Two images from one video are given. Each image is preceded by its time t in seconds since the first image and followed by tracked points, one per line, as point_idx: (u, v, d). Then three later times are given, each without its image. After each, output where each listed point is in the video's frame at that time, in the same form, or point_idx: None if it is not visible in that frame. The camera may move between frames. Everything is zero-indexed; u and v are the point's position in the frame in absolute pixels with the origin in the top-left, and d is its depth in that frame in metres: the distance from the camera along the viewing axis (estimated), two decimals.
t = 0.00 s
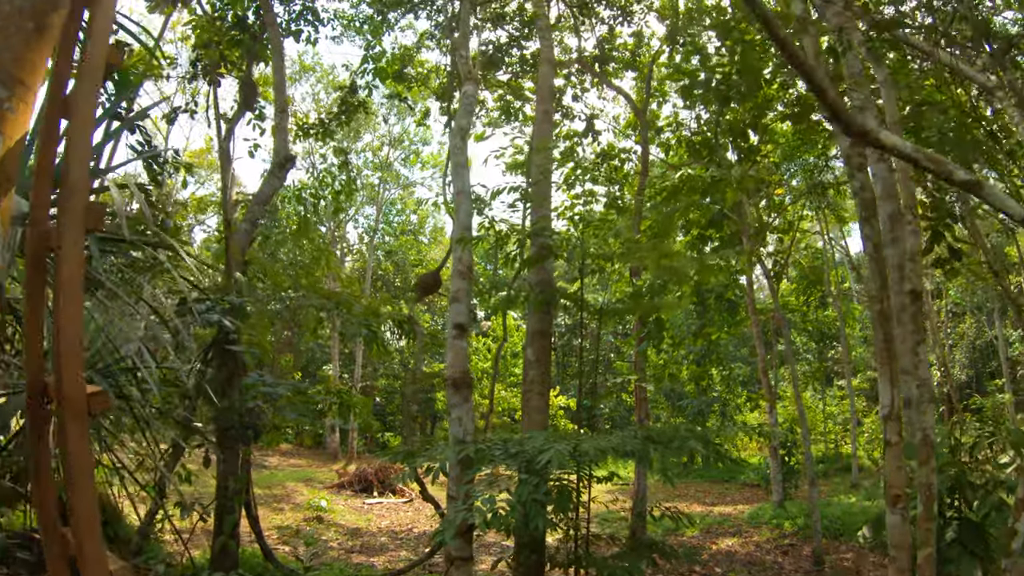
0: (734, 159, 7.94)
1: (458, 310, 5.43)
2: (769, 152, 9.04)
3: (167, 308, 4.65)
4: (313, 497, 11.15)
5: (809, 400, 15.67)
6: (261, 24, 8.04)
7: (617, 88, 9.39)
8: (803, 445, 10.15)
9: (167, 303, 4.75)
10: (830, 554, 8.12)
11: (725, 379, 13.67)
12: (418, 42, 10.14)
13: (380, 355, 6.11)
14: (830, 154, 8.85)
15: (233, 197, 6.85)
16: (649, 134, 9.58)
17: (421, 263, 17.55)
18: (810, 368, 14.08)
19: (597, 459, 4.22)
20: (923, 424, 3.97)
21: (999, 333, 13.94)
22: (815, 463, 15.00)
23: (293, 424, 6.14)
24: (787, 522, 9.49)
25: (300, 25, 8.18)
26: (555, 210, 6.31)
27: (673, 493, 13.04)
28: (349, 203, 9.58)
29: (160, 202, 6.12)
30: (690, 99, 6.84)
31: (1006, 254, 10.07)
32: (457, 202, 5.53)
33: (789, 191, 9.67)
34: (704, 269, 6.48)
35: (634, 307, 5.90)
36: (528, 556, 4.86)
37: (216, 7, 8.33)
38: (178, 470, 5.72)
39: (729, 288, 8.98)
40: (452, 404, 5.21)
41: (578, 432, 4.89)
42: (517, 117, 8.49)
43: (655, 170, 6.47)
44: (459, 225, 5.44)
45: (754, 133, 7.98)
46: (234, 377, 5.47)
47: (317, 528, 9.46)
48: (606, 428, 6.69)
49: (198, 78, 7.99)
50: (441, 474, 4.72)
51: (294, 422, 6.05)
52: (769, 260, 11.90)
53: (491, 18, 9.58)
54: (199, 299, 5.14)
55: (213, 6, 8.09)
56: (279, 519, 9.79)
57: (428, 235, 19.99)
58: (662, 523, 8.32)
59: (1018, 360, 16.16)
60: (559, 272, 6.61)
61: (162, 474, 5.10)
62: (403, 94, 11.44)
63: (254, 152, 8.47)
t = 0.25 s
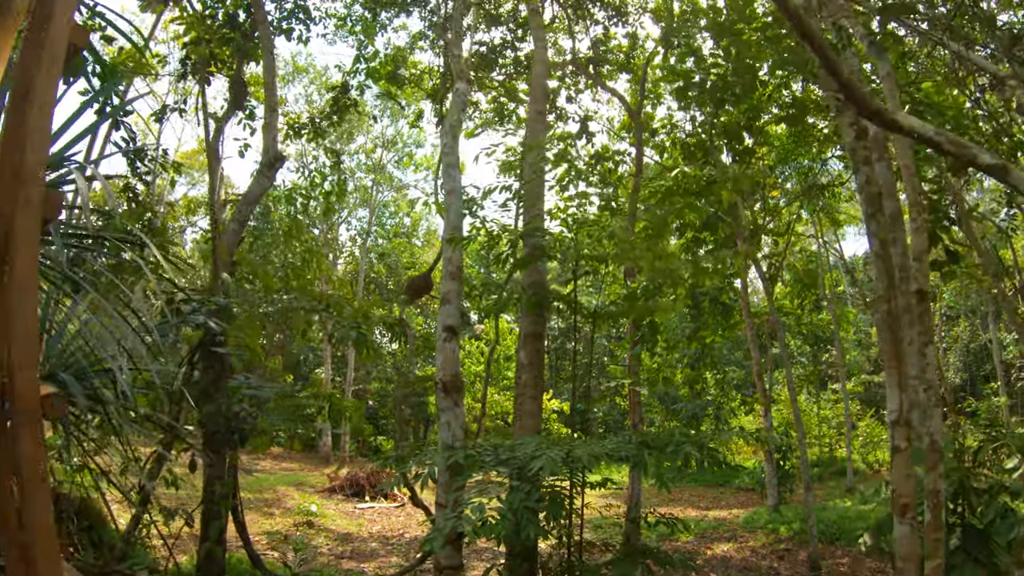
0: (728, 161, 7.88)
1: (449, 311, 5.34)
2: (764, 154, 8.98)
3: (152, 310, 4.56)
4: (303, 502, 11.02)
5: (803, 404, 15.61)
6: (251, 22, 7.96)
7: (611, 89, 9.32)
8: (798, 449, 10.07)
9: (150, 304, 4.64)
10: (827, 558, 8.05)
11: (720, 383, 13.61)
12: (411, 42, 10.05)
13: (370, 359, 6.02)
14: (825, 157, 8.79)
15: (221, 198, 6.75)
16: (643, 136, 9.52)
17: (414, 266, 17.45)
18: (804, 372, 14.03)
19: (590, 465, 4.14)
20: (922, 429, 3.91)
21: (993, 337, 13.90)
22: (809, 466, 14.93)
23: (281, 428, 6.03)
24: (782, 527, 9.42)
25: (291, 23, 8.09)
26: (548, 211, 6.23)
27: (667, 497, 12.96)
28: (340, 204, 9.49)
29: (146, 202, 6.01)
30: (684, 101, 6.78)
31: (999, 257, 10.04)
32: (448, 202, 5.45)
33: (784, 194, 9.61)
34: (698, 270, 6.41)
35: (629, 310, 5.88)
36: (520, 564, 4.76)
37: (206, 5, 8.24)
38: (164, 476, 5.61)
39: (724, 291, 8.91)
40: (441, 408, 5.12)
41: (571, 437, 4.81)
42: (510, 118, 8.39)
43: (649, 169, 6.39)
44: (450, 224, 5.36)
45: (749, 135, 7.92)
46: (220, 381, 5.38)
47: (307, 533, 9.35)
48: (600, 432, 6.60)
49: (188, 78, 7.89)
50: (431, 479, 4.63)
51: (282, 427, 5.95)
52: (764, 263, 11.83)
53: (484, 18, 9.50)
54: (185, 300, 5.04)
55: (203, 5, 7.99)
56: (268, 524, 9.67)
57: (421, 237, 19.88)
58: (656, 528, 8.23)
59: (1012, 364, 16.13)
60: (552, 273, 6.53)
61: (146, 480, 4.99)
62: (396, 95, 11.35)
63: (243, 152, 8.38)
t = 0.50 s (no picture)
0: (725, 162, 7.83)
1: (443, 313, 5.29)
2: (761, 155, 8.92)
3: (142, 312, 4.49)
4: (300, 505, 10.95)
5: (802, 405, 15.55)
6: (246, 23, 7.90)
7: (608, 90, 9.27)
8: (797, 451, 10.02)
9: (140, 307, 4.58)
10: (827, 561, 7.99)
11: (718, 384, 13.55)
12: (408, 44, 9.99)
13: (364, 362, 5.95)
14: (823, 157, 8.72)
15: (215, 199, 6.69)
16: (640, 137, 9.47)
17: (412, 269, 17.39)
18: (803, 373, 13.98)
19: (587, 469, 4.09)
20: (928, 431, 3.85)
21: (992, 338, 13.72)
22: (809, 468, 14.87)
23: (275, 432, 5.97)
24: (782, 529, 9.36)
25: (286, 24, 8.03)
26: (545, 212, 6.18)
27: (666, 500, 12.90)
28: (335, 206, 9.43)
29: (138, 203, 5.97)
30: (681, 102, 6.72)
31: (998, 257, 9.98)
32: (442, 201, 5.40)
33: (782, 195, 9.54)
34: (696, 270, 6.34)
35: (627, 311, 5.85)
36: (515, 570, 4.70)
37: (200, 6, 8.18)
38: (156, 481, 5.55)
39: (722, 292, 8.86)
40: (435, 411, 5.06)
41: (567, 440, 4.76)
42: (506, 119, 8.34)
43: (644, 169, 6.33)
44: (444, 225, 5.31)
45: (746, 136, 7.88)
46: (213, 384, 5.31)
47: (303, 537, 9.28)
48: (598, 434, 6.54)
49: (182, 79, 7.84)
50: (425, 484, 4.56)
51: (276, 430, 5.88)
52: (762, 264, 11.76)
53: (481, 19, 9.45)
54: (176, 303, 4.98)
55: (197, 6, 7.94)
56: (264, 528, 9.60)
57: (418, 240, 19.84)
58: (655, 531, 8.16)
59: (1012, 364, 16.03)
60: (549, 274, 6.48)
61: (137, 486, 4.93)
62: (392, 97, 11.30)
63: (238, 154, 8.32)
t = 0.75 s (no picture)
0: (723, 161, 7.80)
1: (438, 313, 5.26)
2: (760, 155, 8.88)
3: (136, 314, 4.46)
4: (298, 508, 10.91)
5: (802, 406, 15.52)
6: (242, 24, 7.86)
7: (607, 91, 9.24)
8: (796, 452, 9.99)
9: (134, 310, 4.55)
10: (827, 562, 7.95)
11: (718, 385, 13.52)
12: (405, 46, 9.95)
13: (361, 364, 5.91)
14: (823, 157, 8.68)
15: (211, 201, 6.66)
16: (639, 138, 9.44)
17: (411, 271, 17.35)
18: (803, 374, 13.93)
19: (584, 471, 4.06)
20: (929, 430, 3.81)
21: (992, 338, 13.63)
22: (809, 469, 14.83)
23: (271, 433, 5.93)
24: (781, 530, 9.32)
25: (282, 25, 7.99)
26: (543, 213, 6.15)
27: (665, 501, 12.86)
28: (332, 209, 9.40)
29: (133, 205, 5.93)
30: (678, 102, 6.69)
31: (998, 257, 9.93)
32: (438, 201, 5.37)
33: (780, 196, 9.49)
34: (695, 270, 6.30)
35: (625, 312, 5.81)
36: (511, 572, 4.66)
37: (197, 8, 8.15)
38: (151, 483, 5.52)
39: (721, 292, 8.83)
40: (431, 412, 5.02)
41: (565, 441, 4.72)
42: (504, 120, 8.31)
43: (640, 169, 6.25)
44: (440, 224, 5.28)
45: (745, 136, 7.85)
46: (209, 387, 5.27)
47: (301, 540, 9.24)
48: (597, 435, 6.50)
49: (178, 81, 7.81)
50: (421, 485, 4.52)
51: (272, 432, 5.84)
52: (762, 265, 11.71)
53: (478, 21, 9.41)
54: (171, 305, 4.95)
55: (193, 7, 7.90)
56: (262, 531, 9.56)
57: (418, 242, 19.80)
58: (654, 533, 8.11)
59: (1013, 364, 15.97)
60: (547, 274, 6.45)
61: (131, 489, 4.89)
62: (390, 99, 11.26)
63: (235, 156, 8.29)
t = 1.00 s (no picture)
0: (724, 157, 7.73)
1: (435, 308, 5.22)
2: (760, 152, 8.84)
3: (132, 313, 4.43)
4: (297, 507, 10.87)
5: (803, 404, 15.48)
6: (240, 22, 7.82)
7: (607, 88, 9.19)
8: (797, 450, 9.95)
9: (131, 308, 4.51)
10: (829, 561, 7.91)
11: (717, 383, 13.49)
12: (404, 44, 9.90)
13: (359, 362, 5.87)
14: (823, 153, 8.62)
15: (207, 198, 6.62)
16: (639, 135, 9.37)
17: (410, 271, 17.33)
18: (803, 373, 13.89)
19: (582, 469, 4.02)
20: (933, 426, 3.75)
21: (993, 335, 13.56)
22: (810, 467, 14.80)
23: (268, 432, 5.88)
24: (783, 528, 9.28)
25: (279, 22, 7.95)
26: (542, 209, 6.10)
27: (666, 499, 12.83)
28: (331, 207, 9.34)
29: (129, 203, 5.90)
30: (678, 98, 6.64)
31: (1000, 254, 9.88)
32: (435, 197, 5.33)
33: (781, 193, 9.44)
34: (695, 266, 6.24)
35: (625, 308, 5.76)
36: (510, 571, 4.62)
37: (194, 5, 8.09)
38: (147, 483, 5.47)
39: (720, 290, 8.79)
40: (428, 409, 4.98)
41: (564, 439, 4.68)
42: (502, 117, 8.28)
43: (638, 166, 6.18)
44: (437, 220, 5.24)
45: (744, 133, 7.81)
46: (205, 384, 5.24)
47: (301, 540, 9.20)
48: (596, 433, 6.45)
49: (175, 79, 7.77)
50: (417, 484, 4.48)
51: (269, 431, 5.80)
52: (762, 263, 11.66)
53: (477, 18, 9.36)
54: (169, 303, 4.92)
55: (191, 5, 7.86)
56: (261, 530, 9.52)
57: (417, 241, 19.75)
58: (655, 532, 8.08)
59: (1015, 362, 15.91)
60: (545, 271, 6.41)
61: (126, 488, 4.85)
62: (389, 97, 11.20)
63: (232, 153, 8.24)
